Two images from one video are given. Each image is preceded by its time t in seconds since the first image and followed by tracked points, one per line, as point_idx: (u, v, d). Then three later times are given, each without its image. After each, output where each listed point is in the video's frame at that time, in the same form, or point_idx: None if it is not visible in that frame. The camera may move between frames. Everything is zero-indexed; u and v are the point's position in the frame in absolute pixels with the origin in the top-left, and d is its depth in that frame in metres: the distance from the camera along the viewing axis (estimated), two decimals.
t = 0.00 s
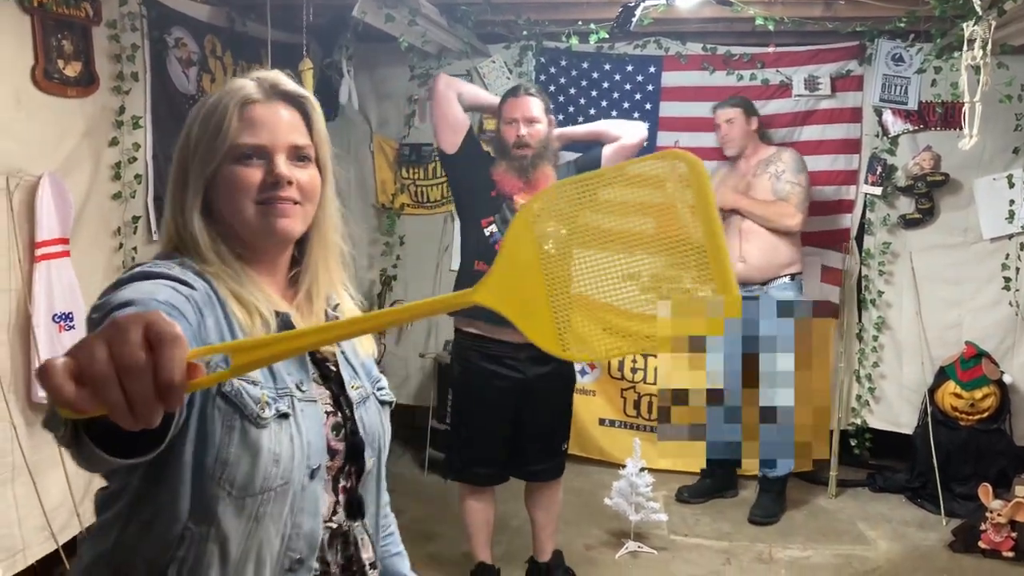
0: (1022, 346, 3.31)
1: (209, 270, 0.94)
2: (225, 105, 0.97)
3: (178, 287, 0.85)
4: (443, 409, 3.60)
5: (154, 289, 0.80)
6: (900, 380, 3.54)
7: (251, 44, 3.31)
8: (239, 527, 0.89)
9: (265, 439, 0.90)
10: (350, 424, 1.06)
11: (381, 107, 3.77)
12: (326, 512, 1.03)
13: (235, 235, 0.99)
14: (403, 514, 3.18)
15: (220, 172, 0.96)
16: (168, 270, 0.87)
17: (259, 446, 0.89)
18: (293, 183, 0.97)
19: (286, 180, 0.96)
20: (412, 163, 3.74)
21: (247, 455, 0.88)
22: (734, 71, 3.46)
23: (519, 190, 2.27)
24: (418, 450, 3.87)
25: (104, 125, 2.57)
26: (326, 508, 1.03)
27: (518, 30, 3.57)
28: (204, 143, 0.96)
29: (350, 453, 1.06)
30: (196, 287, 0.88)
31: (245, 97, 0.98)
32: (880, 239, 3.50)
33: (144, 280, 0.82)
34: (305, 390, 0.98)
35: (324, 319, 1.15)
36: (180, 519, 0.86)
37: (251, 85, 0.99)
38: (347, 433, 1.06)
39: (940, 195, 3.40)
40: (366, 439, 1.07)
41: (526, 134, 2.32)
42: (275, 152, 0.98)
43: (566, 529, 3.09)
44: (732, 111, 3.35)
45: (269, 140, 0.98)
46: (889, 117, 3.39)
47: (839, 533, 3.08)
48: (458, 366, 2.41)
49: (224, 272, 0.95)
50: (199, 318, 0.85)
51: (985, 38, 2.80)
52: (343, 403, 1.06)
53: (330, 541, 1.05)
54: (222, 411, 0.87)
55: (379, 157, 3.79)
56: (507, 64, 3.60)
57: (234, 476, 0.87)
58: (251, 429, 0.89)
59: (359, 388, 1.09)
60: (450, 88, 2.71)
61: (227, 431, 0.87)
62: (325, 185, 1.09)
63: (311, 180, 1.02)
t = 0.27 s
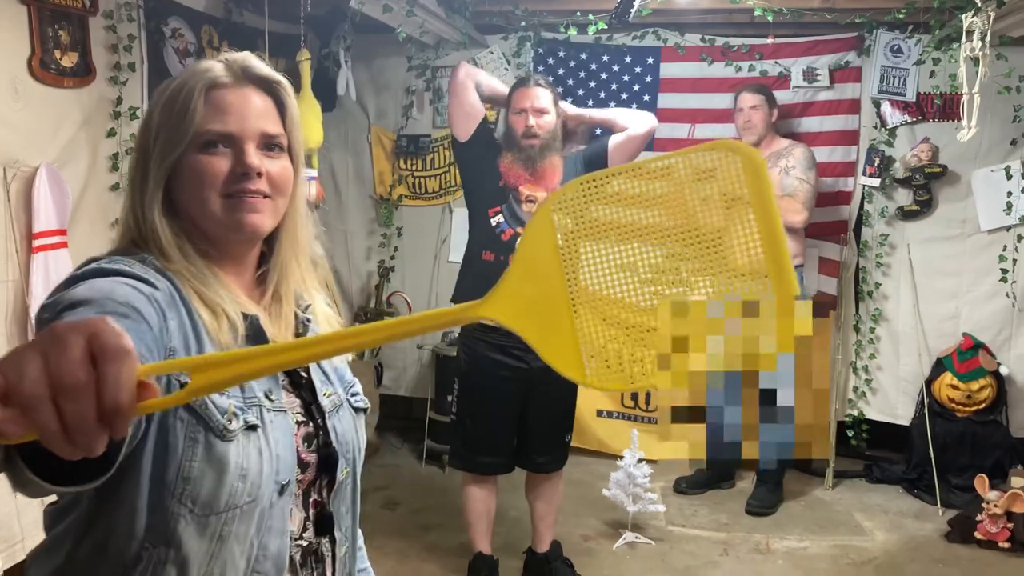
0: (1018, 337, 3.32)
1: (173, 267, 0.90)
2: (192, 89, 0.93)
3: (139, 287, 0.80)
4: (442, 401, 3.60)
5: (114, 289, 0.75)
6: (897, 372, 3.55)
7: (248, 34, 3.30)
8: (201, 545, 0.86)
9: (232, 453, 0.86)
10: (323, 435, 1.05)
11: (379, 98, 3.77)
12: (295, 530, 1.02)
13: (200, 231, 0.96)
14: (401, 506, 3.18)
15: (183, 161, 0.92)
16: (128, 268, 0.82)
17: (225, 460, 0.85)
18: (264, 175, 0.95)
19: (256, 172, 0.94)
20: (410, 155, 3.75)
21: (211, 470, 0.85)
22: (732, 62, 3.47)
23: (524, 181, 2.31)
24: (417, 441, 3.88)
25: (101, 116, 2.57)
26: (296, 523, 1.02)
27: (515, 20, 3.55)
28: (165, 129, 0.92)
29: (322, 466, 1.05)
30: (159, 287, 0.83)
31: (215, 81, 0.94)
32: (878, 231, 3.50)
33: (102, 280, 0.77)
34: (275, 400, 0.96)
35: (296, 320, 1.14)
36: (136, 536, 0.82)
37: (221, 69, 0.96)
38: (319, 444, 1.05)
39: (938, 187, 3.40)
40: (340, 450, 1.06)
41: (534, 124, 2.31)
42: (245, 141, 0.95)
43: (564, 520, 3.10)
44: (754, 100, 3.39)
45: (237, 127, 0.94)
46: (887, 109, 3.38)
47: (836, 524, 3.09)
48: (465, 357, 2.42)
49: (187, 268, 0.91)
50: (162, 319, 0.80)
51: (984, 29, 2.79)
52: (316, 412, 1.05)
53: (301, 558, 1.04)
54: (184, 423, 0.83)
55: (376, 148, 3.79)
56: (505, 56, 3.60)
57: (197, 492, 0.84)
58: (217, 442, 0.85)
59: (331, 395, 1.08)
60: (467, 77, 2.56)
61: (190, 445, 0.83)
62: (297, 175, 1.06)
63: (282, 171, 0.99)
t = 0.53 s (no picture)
0: (1010, 325, 3.32)
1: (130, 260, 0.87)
2: (154, 62, 0.87)
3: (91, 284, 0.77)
4: (432, 389, 3.58)
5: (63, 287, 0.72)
6: (888, 360, 3.53)
7: (234, 18, 3.24)
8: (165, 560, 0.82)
9: (198, 461, 0.83)
10: (300, 439, 1.01)
11: (367, 84, 3.71)
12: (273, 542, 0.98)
13: (162, 221, 0.93)
14: (390, 496, 3.15)
15: (145, 145, 0.88)
16: (83, 261, 0.79)
17: (191, 469, 0.82)
18: (231, 159, 0.91)
19: (224, 157, 0.89)
20: (399, 141, 3.70)
21: (175, 481, 0.81)
22: (725, 47, 3.43)
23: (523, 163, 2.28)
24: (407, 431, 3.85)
25: (83, 101, 2.51)
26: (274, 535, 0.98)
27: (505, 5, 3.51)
28: (124, 108, 0.87)
29: (300, 473, 1.01)
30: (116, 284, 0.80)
31: (180, 54, 0.89)
32: (870, 218, 3.47)
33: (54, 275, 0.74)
34: (246, 403, 0.92)
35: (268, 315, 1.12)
36: (97, 549, 0.80)
37: (185, 41, 0.90)
38: (295, 449, 1.01)
39: (931, 174, 3.38)
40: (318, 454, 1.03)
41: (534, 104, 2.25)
42: (211, 122, 0.90)
43: (555, 509, 3.08)
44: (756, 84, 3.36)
45: (202, 108, 0.90)
46: (880, 95, 3.36)
47: (827, 513, 3.08)
48: (464, 344, 2.38)
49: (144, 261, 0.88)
50: (118, 318, 0.78)
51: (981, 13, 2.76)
52: (291, 415, 1.01)
53: (280, 571, 1.00)
54: (145, 430, 0.79)
55: (365, 134, 3.74)
56: (495, 40, 3.57)
57: (160, 506, 0.81)
58: (181, 450, 0.81)
59: (308, 396, 1.05)
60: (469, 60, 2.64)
61: (152, 454, 0.80)
62: (267, 159, 1.02)
63: (251, 154, 0.95)
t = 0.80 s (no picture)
0: (986, 314, 3.34)
1: (85, 254, 0.81)
2: (105, 40, 0.81)
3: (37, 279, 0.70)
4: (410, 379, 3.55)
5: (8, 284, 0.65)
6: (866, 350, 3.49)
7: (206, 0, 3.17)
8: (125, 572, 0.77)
9: (161, 468, 0.78)
10: (270, 441, 0.99)
11: (343, 70, 3.65)
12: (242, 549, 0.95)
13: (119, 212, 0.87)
14: (369, 486, 3.12)
15: (98, 130, 0.81)
16: (29, 256, 0.72)
17: (154, 476, 0.78)
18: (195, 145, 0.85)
19: (187, 142, 0.84)
20: (376, 128, 3.65)
21: (136, 490, 0.76)
22: (706, 35, 3.41)
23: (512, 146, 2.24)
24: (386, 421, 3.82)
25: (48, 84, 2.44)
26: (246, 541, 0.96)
27: None
28: (75, 90, 0.81)
29: (271, 475, 0.99)
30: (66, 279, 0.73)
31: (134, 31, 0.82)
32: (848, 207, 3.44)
33: None
34: (212, 405, 0.89)
35: (234, 309, 1.07)
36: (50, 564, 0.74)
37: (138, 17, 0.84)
38: (266, 451, 0.98)
39: (910, 162, 3.38)
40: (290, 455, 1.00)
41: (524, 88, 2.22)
42: (171, 105, 0.84)
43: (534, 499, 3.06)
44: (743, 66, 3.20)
45: (161, 90, 0.84)
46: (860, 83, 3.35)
47: (807, 501, 3.09)
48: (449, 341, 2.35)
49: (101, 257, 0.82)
50: (71, 317, 0.71)
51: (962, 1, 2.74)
52: (262, 415, 0.98)
53: None
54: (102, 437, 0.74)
55: (341, 121, 3.68)
56: (474, 25, 3.53)
57: (120, 517, 0.76)
58: (142, 457, 0.77)
59: (280, 395, 1.01)
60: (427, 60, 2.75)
61: (109, 463, 0.74)
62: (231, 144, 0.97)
63: (214, 140, 0.89)
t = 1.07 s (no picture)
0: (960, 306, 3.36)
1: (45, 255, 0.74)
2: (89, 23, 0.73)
3: None
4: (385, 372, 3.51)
5: None
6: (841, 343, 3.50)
7: None
8: None
9: (121, 479, 0.74)
10: (239, 444, 0.94)
11: (316, 58, 3.59)
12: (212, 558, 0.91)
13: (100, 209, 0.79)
14: (342, 481, 3.08)
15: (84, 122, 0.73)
16: None
17: (113, 487, 0.74)
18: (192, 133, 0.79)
19: (183, 131, 0.78)
20: (350, 117, 3.60)
21: (93, 502, 0.72)
22: (682, 26, 3.42)
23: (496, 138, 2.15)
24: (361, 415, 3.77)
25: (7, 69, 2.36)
26: (216, 551, 0.92)
27: None
28: (59, 81, 0.72)
29: (240, 481, 0.95)
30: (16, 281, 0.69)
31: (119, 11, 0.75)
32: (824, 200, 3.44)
33: None
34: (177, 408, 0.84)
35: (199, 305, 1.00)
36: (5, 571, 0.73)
37: None
38: (234, 455, 0.94)
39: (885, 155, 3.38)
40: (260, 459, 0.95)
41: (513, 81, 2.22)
42: (166, 91, 0.77)
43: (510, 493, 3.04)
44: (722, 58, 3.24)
45: (158, 74, 0.77)
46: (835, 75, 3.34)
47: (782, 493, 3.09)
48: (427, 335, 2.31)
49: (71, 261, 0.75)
50: (19, 321, 0.68)
51: None
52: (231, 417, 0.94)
53: None
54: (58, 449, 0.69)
55: (314, 110, 3.60)
56: (448, 14, 3.49)
57: (75, 532, 0.72)
58: (99, 468, 0.73)
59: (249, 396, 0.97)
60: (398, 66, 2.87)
61: (64, 477, 0.71)
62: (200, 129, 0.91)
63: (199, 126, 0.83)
